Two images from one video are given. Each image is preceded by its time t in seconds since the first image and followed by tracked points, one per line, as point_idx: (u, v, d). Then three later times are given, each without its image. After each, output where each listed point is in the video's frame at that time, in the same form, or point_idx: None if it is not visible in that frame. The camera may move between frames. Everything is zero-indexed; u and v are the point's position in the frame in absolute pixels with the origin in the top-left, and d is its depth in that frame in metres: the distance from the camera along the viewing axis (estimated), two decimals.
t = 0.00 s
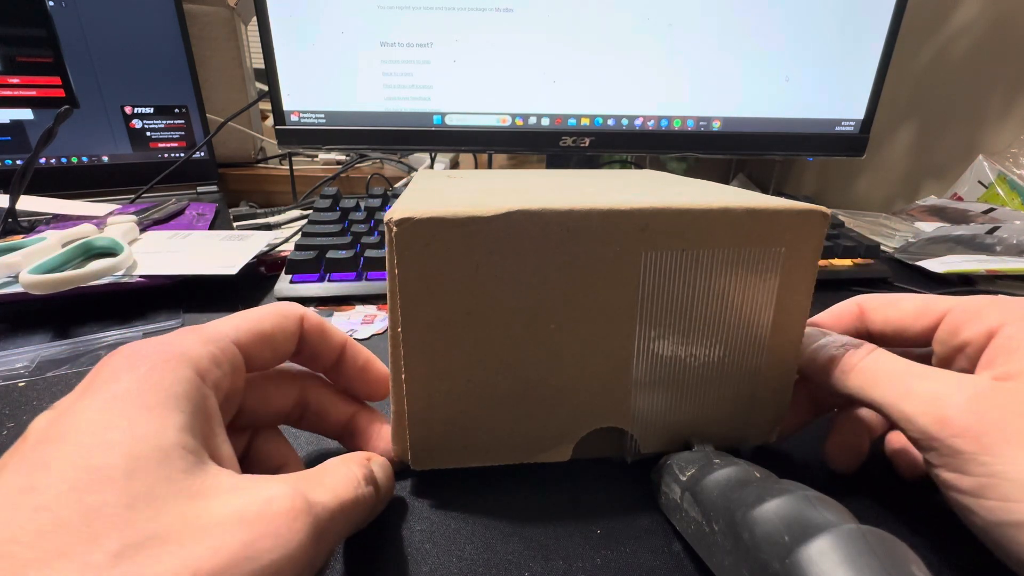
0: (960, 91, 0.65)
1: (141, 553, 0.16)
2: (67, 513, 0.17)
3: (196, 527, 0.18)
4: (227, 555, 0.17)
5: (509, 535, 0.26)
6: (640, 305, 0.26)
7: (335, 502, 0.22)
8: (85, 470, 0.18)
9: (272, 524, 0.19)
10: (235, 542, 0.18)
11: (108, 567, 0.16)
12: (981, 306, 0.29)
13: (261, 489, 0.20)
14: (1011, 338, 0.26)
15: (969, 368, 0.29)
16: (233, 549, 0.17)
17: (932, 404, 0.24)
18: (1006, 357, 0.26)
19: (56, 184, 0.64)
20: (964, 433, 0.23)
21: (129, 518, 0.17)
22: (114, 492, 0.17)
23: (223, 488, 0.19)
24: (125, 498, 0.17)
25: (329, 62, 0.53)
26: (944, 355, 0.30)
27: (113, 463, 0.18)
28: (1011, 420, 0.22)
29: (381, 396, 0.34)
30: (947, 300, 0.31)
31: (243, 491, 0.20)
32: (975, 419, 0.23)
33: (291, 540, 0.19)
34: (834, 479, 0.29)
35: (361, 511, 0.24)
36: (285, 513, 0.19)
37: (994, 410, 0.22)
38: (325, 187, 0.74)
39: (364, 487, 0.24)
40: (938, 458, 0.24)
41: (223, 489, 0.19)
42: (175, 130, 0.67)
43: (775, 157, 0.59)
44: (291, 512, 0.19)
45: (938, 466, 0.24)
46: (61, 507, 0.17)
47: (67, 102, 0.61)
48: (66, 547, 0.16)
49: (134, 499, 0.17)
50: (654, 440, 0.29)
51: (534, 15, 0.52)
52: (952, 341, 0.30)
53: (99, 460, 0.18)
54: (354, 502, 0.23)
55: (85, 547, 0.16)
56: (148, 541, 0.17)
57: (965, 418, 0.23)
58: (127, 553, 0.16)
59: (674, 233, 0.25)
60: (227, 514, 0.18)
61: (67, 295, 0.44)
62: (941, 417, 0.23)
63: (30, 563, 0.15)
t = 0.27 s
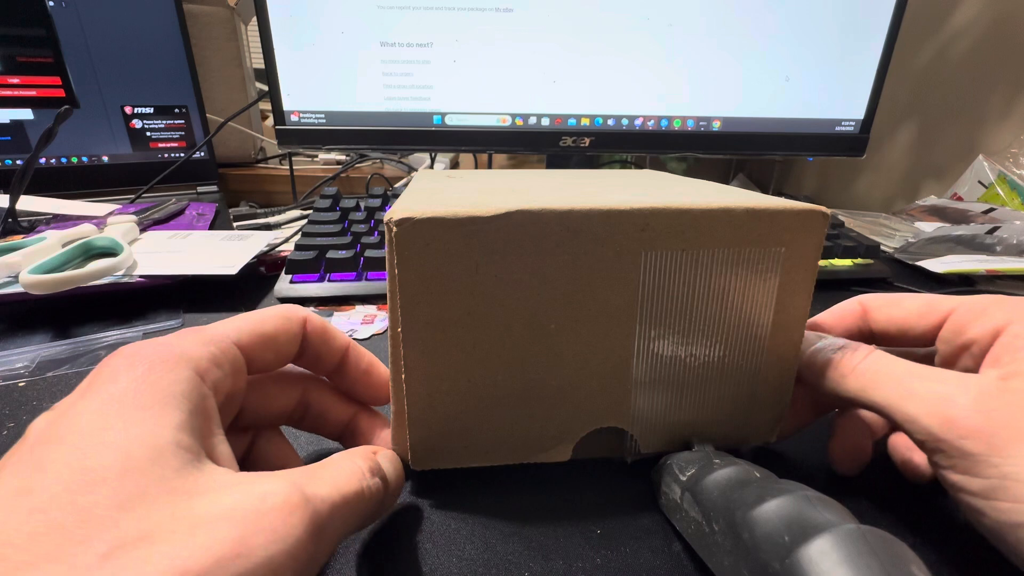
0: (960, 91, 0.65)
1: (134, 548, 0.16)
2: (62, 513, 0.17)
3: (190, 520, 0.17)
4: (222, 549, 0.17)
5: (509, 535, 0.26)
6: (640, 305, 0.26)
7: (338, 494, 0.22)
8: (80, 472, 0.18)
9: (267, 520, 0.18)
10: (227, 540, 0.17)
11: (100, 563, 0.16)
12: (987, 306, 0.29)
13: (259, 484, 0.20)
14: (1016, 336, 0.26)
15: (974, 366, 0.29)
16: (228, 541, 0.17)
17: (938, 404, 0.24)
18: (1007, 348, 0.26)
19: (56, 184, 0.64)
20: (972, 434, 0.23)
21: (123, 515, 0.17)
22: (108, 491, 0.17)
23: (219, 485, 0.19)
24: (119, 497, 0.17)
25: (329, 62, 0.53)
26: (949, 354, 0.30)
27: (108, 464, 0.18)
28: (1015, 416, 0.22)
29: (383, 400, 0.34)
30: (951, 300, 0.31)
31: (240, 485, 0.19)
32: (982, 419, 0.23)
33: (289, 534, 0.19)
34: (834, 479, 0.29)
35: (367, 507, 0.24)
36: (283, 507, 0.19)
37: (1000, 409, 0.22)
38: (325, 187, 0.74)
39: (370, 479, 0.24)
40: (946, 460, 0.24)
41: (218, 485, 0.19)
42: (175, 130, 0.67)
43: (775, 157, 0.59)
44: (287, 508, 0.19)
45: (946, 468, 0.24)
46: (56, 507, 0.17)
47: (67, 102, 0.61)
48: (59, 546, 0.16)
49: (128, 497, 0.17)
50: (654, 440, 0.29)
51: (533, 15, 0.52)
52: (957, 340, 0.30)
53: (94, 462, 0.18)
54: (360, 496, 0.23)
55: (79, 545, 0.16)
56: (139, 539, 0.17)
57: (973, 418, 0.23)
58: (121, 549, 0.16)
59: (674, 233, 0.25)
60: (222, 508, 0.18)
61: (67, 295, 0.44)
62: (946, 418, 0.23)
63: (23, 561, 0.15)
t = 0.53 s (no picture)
0: (960, 91, 0.65)
1: (122, 540, 0.16)
2: (50, 506, 0.17)
3: (179, 510, 0.17)
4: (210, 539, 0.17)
5: (510, 535, 0.26)
6: (640, 305, 0.26)
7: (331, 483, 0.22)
8: (68, 466, 0.18)
9: (256, 510, 0.18)
10: (215, 530, 0.17)
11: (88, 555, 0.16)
12: (1000, 310, 0.30)
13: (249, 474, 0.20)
14: None
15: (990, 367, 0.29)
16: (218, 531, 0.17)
17: (956, 407, 0.24)
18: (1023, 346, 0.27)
19: (56, 184, 0.64)
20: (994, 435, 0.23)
21: (112, 507, 0.17)
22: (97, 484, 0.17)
23: (207, 475, 0.19)
24: (107, 489, 0.17)
25: (329, 62, 0.53)
26: (962, 356, 0.31)
27: (97, 458, 0.18)
28: None
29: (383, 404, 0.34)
30: (955, 303, 0.32)
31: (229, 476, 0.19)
32: (1000, 418, 0.23)
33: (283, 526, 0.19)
34: (835, 479, 0.29)
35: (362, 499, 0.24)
36: (276, 496, 0.19)
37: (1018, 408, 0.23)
38: (325, 187, 0.74)
39: (364, 471, 0.24)
40: (963, 461, 0.24)
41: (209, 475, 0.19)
42: (176, 130, 0.67)
43: (775, 157, 0.59)
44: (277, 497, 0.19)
45: (962, 469, 0.25)
46: (43, 500, 0.17)
47: (67, 102, 0.61)
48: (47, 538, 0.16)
49: (117, 488, 0.17)
50: (654, 440, 0.29)
51: (533, 15, 0.52)
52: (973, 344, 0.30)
53: (83, 456, 0.18)
54: (354, 488, 0.23)
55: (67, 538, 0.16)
56: (125, 531, 0.16)
57: (991, 419, 0.23)
58: (107, 541, 0.16)
59: (675, 232, 0.25)
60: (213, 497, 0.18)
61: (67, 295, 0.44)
62: (953, 416, 0.24)
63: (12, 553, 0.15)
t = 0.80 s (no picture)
0: (960, 91, 0.65)
1: (110, 525, 0.17)
2: (46, 495, 0.17)
3: (166, 493, 0.18)
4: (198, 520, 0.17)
5: (510, 535, 0.26)
6: (639, 305, 0.26)
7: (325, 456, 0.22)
8: (62, 457, 0.18)
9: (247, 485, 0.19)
10: (205, 508, 0.18)
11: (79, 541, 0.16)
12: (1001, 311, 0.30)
13: (238, 454, 0.20)
14: None
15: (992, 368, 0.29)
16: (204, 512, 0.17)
17: (956, 405, 0.24)
18: None
19: (56, 184, 0.64)
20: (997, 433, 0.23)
21: (101, 493, 0.17)
22: (87, 473, 0.18)
23: (198, 458, 0.19)
24: (100, 477, 0.18)
25: (329, 62, 0.53)
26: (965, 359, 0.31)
27: (88, 448, 0.19)
28: None
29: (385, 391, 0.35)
30: (956, 305, 0.32)
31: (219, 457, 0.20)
32: (1001, 417, 0.23)
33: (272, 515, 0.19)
34: (835, 479, 0.29)
35: (356, 475, 0.24)
36: (263, 474, 0.19)
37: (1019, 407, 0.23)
38: (325, 187, 0.74)
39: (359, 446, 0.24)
40: (964, 460, 0.24)
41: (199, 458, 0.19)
42: (175, 130, 0.67)
43: (775, 157, 0.59)
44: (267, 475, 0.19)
45: (963, 467, 0.25)
46: (38, 492, 0.17)
47: (67, 102, 0.61)
48: (39, 527, 0.16)
49: (107, 475, 0.18)
50: (653, 440, 0.29)
51: (533, 15, 0.52)
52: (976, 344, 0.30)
53: (76, 447, 0.19)
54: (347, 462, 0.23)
55: (58, 526, 0.17)
56: (118, 515, 0.17)
57: (991, 417, 0.23)
58: (100, 525, 0.17)
59: (674, 232, 0.25)
60: (200, 479, 0.18)
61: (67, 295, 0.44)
62: (956, 417, 0.24)
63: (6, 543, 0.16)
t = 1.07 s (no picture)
0: (960, 91, 0.65)
1: (101, 518, 0.17)
2: (43, 490, 0.18)
3: (156, 484, 0.18)
4: (187, 512, 0.17)
5: (510, 535, 0.26)
6: (639, 305, 0.26)
7: (319, 445, 0.22)
8: (58, 454, 0.19)
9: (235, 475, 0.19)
10: (193, 497, 0.18)
11: (70, 535, 0.16)
12: (999, 312, 0.30)
13: (230, 444, 0.20)
14: None
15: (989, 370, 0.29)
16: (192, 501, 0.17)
17: (954, 405, 0.24)
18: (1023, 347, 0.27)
19: (56, 184, 0.64)
20: (995, 434, 0.23)
21: (93, 486, 0.17)
22: (81, 468, 0.18)
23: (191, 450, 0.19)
24: (95, 472, 0.18)
25: (329, 62, 0.53)
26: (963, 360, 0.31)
27: (82, 444, 0.19)
28: None
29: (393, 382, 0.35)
30: (955, 305, 0.32)
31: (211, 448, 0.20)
32: (1000, 417, 0.23)
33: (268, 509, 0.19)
34: (836, 479, 0.29)
35: (352, 463, 0.24)
36: (253, 461, 0.19)
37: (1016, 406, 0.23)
38: (325, 187, 0.74)
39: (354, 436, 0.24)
40: (963, 460, 0.24)
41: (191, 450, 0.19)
42: (175, 130, 0.67)
43: (775, 157, 0.59)
44: (257, 466, 0.19)
45: (962, 468, 0.25)
46: (34, 488, 0.18)
47: (67, 102, 0.61)
48: (32, 521, 0.17)
49: (101, 470, 0.18)
50: (653, 440, 0.29)
51: (533, 15, 0.52)
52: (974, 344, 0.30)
53: (71, 444, 0.19)
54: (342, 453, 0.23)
55: (52, 520, 0.17)
56: (109, 507, 0.17)
57: (990, 417, 0.23)
58: (92, 519, 0.17)
59: (674, 232, 0.25)
60: (190, 469, 0.18)
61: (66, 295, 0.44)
62: (956, 417, 0.24)
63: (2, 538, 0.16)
